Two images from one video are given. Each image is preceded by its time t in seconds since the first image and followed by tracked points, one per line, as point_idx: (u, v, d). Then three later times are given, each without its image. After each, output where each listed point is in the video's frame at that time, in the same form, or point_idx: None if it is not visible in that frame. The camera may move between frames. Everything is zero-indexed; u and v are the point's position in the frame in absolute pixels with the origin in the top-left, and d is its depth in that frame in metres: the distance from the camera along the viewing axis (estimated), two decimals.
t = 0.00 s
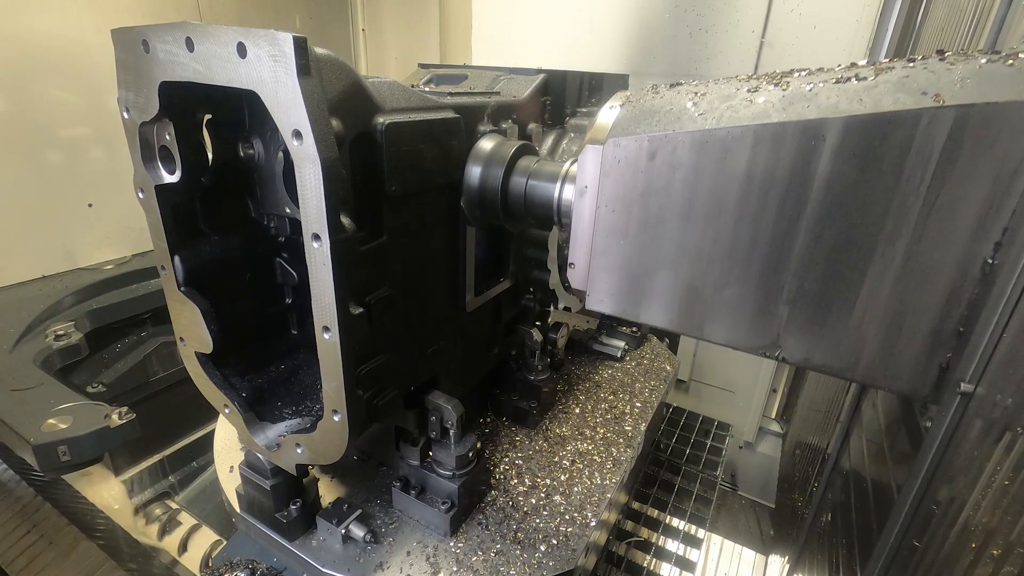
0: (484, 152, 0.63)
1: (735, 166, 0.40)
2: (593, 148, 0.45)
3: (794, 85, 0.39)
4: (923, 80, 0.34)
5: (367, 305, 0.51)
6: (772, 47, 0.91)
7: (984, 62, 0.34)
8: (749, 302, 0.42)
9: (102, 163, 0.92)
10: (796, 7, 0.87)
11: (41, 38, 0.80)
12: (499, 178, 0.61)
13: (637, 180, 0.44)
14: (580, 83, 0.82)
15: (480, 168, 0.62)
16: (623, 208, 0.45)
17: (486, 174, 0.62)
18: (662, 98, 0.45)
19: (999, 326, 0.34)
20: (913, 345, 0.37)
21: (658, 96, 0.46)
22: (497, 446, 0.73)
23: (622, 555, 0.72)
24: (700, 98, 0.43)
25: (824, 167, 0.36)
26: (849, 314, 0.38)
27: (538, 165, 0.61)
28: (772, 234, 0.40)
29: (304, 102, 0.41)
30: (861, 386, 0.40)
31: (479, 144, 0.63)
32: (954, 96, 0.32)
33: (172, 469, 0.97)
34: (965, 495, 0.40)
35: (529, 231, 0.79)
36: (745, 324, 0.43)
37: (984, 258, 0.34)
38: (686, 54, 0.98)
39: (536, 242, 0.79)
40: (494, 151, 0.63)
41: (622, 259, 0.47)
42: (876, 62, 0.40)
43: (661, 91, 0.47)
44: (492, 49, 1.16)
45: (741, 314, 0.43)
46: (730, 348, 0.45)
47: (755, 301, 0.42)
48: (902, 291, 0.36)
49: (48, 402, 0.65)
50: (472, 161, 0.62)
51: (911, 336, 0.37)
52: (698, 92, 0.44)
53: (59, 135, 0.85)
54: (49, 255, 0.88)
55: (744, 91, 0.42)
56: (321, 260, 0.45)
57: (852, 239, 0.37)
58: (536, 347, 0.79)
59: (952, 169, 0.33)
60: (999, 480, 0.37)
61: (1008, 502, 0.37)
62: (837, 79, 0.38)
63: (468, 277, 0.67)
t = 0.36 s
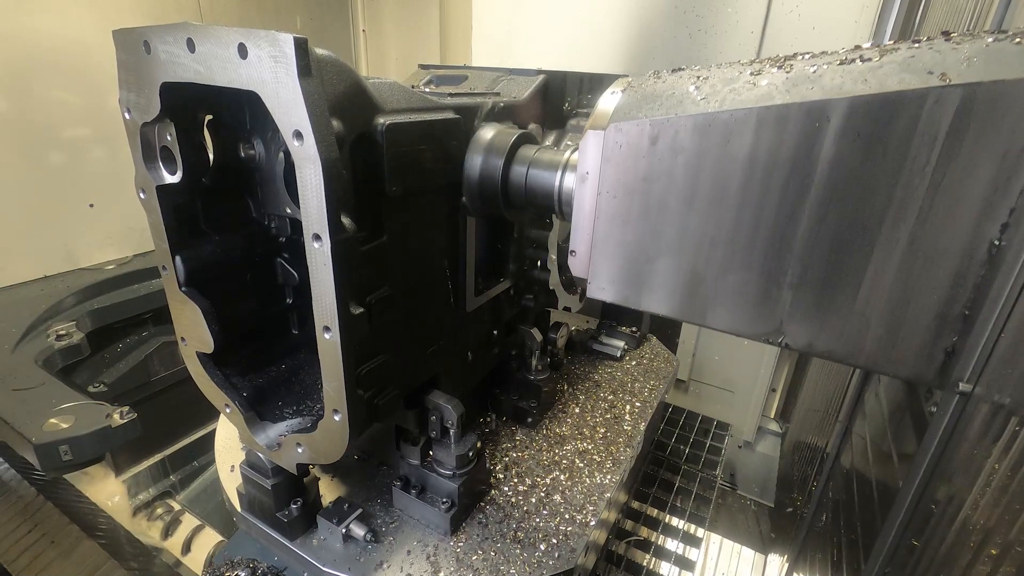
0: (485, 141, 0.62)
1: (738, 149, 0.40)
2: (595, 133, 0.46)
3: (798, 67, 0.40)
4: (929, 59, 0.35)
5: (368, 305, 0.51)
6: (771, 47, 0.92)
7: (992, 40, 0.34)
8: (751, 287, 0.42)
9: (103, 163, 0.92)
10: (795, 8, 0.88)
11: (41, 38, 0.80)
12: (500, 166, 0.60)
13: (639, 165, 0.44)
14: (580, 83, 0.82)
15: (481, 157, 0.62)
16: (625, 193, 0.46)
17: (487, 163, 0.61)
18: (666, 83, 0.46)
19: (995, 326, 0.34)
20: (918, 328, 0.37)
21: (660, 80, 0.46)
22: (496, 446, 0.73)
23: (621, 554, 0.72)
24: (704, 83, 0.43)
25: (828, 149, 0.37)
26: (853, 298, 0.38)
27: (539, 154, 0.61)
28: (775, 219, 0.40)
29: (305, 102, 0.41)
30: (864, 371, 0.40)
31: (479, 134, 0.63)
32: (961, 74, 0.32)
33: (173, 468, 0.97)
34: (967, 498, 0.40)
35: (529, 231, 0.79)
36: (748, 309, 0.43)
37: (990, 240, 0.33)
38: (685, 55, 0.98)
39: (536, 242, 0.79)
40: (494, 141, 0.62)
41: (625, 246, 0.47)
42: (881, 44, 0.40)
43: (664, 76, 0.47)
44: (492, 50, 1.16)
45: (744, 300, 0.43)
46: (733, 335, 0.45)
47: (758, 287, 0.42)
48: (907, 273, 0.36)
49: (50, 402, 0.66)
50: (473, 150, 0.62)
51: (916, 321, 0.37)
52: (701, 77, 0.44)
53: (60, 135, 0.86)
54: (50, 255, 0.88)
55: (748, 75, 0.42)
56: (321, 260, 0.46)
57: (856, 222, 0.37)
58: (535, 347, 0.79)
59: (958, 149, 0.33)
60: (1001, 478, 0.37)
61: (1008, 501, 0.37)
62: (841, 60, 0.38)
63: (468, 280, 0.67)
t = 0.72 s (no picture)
0: (483, 135, 0.62)
1: (738, 141, 0.40)
2: (592, 127, 0.46)
3: (799, 58, 0.40)
4: (933, 49, 0.35)
5: (369, 305, 0.52)
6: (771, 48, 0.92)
7: (997, 28, 0.34)
8: (752, 282, 0.43)
9: (104, 164, 0.92)
10: (795, 9, 0.88)
11: (42, 38, 0.80)
12: (498, 160, 0.60)
13: (637, 159, 0.45)
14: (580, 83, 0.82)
15: (478, 151, 0.62)
16: (624, 187, 0.46)
17: (484, 157, 0.61)
18: (664, 77, 0.46)
19: (999, 326, 0.34)
20: (921, 322, 0.37)
21: (656, 74, 0.47)
22: (495, 446, 0.73)
23: (621, 553, 0.73)
24: (703, 76, 0.44)
25: (830, 141, 0.37)
26: (856, 292, 0.38)
27: (538, 149, 0.61)
28: (776, 212, 0.40)
29: (305, 102, 0.41)
30: (866, 367, 0.40)
31: (477, 128, 0.63)
32: (965, 64, 0.32)
33: (173, 468, 0.97)
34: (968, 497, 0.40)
35: (529, 231, 0.79)
36: (748, 304, 0.43)
37: (996, 232, 0.33)
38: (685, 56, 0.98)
39: (536, 242, 0.79)
40: (491, 135, 0.62)
41: (624, 240, 0.48)
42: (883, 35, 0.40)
43: (665, 71, 0.48)
44: (491, 51, 1.16)
45: (744, 295, 0.43)
46: (732, 331, 0.45)
47: (760, 281, 0.42)
48: (911, 267, 0.36)
49: (52, 402, 0.66)
50: (471, 144, 0.62)
51: (920, 315, 0.37)
52: (701, 71, 0.45)
53: (61, 136, 0.86)
54: (52, 255, 0.89)
55: (748, 67, 0.42)
56: (322, 260, 0.46)
57: (858, 214, 0.37)
58: (535, 347, 0.80)
59: (962, 141, 0.33)
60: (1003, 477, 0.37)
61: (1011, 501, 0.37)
62: (842, 51, 0.38)
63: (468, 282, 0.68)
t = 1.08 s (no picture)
0: (476, 133, 0.62)
1: (736, 137, 0.40)
2: (587, 122, 0.47)
3: (798, 52, 0.40)
4: (937, 41, 0.35)
5: (369, 304, 0.52)
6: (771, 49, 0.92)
7: (1004, 20, 0.34)
8: (752, 282, 0.43)
9: (106, 165, 0.92)
10: (794, 11, 0.89)
11: (44, 40, 0.81)
12: (492, 157, 0.60)
13: (634, 156, 0.45)
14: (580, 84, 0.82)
15: (472, 149, 0.61)
16: (620, 184, 0.46)
17: (477, 155, 0.61)
18: (662, 72, 0.47)
19: (1006, 326, 0.34)
20: (925, 321, 0.37)
21: (653, 69, 0.48)
22: (495, 445, 0.74)
23: (621, 552, 0.73)
24: (700, 71, 0.44)
25: (831, 137, 0.37)
26: (857, 291, 0.39)
27: (533, 147, 0.60)
28: (775, 210, 0.40)
29: (306, 102, 0.42)
30: (866, 368, 0.41)
31: (472, 126, 0.62)
32: (971, 56, 0.32)
33: (174, 467, 0.97)
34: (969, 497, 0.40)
35: (529, 231, 0.79)
36: (747, 304, 0.44)
37: (1003, 230, 0.33)
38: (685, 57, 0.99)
39: (537, 242, 0.80)
40: (486, 132, 0.62)
41: (623, 239, 0.48)
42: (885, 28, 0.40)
43: (662, 66, 0.48)
44: (490, 52, 1.16)
45: (743, 295, 0.44)
46: (730, 331, 0.46)
47: (759, 281, 0.43)
48: (914, 265, 0.36)
49: (54, 401, 0.66)
50: (465, 142, 0.61)
51: (923, 313, 0.37)
52: (699, 66, 0.45)
53: (62, 137, 0.86)
54: (54, 255, 0.89)
55: (747, 61, 0.42)
56: (323, 260, 0.46)
57: (860, 210, 0.37)
58: (535, 346, 0.80)
59: (968, 137, 0.33)
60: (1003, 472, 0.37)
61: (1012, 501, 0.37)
62: (843, 45, 0.38)
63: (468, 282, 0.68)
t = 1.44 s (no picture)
0: (470, 129, 0.61)
1: (734, 133, 0.40)
2: (582, 118, 0.47)
3: (797, 46, 0.40)
4: (942, 32, 0.35)
5: (370, 304, 0.52)
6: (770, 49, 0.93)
7: (1011, 10, 0.34)
8: (751, 282, 0.43)
9: (107, 165, 0.93)
10: (793, 12, 0.89)
11: (46, 41, 0.81)
12: (486, 154, 0.59)
13: (630, 152, 0.45)
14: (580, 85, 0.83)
15: (466, 146, 0.60)
16: (616, 180, 0.47)
17: (471, 153, 0.60)
18: (658, 67, 0.47)
19: (1013, 326, 0.34)
20: (929, 321, 0.37)
21: (649, 64, 0.48)
22: (496, 444, 0.74)
23: (621, 552, 0.73)
24: (697, 65, 0.44)
25: (832, 132, 0.37)
26: (858, 291, 0.39)
27: (528, 143, 0.60)
28: (774, 208, 0.40)
29: (306, 103, 0.42)
30: (867, 370, 0.41)
31: (466, 122, 0.62)
32: (977, 47, 0.32)
33: (176, 467, 0.97)
34: (974, 498, 0.40)
35: (529, 232, 0.80)
36: (746, 305, 0.44)
37: (1010, 228, 0.33)
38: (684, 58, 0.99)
39: (537, 242, 0.80)
40: (480, 129, 0.61)
41: (620, 237, 0.48)
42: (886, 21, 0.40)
43: (658, 61, 0.48)
44: (489, 53, 1.17)
45: (742, 295, 0.44)
46: (729, 332, 0.46)
47: (758, 281, 0.43)
48: (918, 262, 0.36)
49: (55, 401, 0.66)
50: (458, 138, 0.60)
51: (926, 313, 0.37)
52: (697, 60, 0.45)
53: (64, 137, 0.86)
54: (56, 255, 0.89)
55: (746, 55, 0.42)
56: (323, 259, 0.46)
57: (861, 207, 0.37)
58: (535, 346, 0.81)
59: (974, 133, 0.33)
60: (1006, 472, 0.37)
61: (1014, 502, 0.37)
62: (845, 37, 0.39)
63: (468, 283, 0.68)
